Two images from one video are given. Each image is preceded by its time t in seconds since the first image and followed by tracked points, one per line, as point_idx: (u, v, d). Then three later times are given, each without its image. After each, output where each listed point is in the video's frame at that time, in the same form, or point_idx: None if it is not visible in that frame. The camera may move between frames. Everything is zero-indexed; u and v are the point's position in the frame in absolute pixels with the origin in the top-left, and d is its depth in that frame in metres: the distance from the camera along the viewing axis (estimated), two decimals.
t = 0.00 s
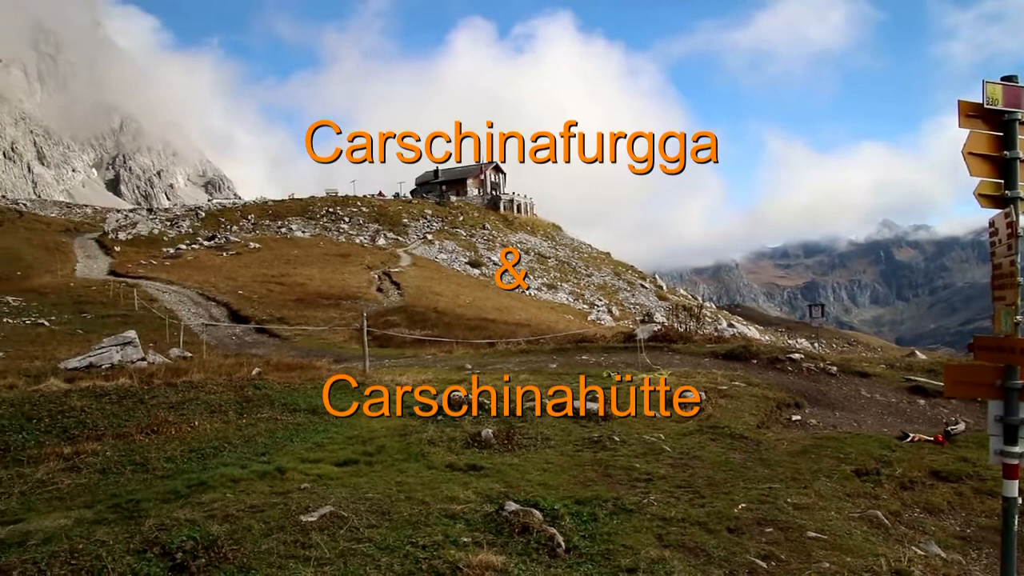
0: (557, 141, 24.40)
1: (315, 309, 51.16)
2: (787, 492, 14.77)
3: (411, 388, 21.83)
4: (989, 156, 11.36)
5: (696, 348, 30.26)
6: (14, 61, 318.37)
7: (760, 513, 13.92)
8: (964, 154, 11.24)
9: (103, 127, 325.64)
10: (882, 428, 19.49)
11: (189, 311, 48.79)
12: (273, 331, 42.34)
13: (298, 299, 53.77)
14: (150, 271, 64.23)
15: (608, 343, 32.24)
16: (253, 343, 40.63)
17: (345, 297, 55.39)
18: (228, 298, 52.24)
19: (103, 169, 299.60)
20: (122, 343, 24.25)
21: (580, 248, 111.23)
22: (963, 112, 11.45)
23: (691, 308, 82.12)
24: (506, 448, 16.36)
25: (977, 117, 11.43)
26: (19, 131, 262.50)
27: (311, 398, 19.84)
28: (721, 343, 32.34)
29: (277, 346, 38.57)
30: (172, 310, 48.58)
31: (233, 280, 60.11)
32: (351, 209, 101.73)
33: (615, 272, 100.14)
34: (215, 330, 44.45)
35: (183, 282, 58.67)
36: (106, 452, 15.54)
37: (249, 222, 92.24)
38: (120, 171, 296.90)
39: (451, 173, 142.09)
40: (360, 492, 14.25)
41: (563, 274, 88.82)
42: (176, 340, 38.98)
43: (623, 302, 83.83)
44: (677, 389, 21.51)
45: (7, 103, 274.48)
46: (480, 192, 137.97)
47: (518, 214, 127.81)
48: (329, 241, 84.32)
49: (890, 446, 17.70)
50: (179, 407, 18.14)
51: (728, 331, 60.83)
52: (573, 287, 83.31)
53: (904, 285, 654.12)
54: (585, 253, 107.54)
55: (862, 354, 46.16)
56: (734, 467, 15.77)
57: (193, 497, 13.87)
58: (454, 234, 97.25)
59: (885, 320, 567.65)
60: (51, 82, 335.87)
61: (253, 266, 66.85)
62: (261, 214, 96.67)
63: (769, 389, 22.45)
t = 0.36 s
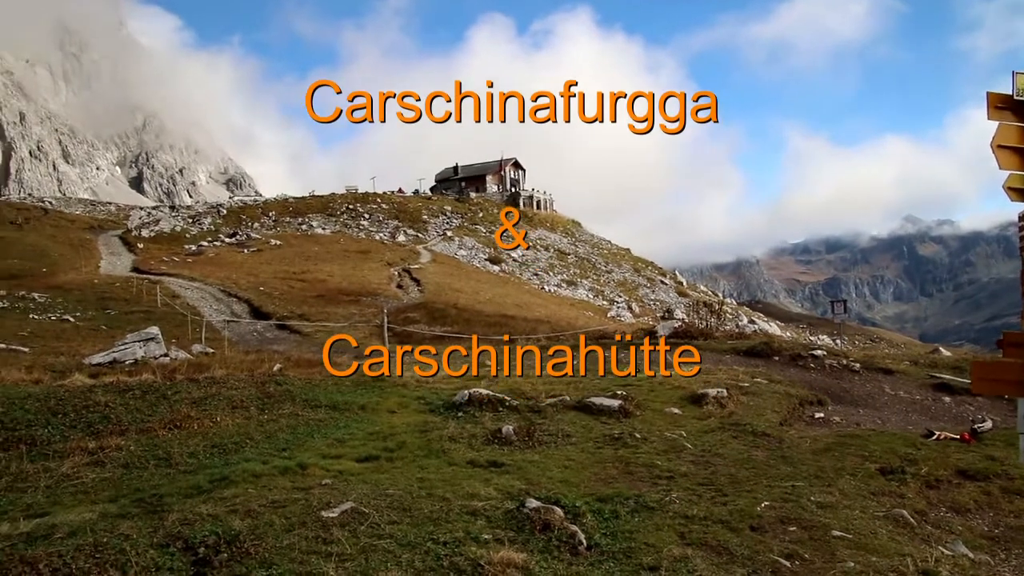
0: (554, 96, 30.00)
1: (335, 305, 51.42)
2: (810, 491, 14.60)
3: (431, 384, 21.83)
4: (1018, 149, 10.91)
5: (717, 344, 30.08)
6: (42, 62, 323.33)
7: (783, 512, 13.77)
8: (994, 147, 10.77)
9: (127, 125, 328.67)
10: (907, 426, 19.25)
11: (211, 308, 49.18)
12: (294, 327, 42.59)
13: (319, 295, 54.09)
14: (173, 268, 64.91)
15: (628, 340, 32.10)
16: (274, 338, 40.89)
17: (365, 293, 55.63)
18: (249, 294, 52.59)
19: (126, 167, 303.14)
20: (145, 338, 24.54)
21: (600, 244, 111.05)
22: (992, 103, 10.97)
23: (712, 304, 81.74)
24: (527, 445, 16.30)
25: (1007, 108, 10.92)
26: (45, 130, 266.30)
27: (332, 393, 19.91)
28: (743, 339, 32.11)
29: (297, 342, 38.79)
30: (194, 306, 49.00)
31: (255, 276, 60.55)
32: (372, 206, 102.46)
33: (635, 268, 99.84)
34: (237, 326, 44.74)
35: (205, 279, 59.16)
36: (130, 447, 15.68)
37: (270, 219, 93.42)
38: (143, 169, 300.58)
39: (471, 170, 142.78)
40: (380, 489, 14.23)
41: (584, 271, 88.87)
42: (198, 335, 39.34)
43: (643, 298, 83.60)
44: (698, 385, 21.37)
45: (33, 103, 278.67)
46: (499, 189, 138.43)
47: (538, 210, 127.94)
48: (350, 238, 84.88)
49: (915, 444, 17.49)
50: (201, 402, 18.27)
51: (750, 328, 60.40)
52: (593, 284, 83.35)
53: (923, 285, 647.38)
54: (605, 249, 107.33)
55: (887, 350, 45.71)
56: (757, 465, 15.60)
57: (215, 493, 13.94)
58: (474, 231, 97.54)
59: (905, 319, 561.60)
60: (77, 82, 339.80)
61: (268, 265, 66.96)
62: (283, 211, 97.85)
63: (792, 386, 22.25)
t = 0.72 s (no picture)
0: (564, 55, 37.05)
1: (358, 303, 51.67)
2: (835, 493, 14.45)
3: (452, 382, 21.88)
4: None
5: (740, 344, 29.91)
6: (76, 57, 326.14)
7: (807, 514, 13.64)
8: None
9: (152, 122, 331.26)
10: (933, 428, 19.02)
11: (235, 306, 49.62)
12: (315, 325, 42.88)
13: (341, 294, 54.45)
14: (197, 265, 65.77)
15: (650, 340, 31.97)
16: (297, 337, 41.21)
17: (386, 292, 55.87)
18: (272, 292, 53.03)
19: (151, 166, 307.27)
20: (170, 336, 24.98)
21: (622, 243, 110.89)
22: None
23: (735, 304, 81.32)
24: (549, 444, 16.27)
25: None
26: (72, 129, 270.43)
27: (354, 391, 20.00)
28: (766, 340, 31.90)
29: (320, 340, 39.06)
30: (218, 304, 49.44)
31: (277, 275, 61.15)
32: (394, 205, 103.38)
33: (657, 268, 99.43)
34: (261, 323, 45.08)
35: (228, 277, 59.76)
36: (155, 443, 15.83)
37: (293, 218, 96.16)
38: (167, 169, 304.88)
39: (493, 169, 143.47)
40: (402, 486, 14.26)
41: (605, 270, 89.08)
42: (222, 333, 39.82)
43: (665, 298, 83.33)
44: (721, 385, 21.25)
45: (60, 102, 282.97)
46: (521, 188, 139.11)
47: (560, 209, 128.15)
48: (372, 236, 85.55)
49: (942, 447, 17.27)
50: (225, 400, 18.43)
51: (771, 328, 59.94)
52: (614, 283, 83.42)
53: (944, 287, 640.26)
54: (628, 249, 107.08)
55: (916, 353, 45.15)
56: (780, 466, 15.48)
57: (239, 489, 14.02)
58: (496, 229, 97.88)
59: (926, 320, 555.51)
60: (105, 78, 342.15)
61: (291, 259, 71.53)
62: (306, 210, 99.85)
63: (815, 387, 22.11)
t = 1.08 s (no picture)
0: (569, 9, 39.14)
1: (381, 302, 51.85)
2: (861, 494, 14.30)
3: (476, 381, 21.94)
4: None
5: (764, 344, 29.74)
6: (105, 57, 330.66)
7: (833, 515, 13.53)
8: None
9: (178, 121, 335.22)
10: (961, 430, 18.78)
11: (259, 303, 50.08)
12: (339, 323, 43.16)
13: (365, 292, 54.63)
14: (222, 263, 66.62)
15: (674, 339, 31.83)
16: (321, 334, 41.49)
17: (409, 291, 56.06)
18: (295, 290, 53.39)
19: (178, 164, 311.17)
20: (196, 333, 25.33)
21: (645, 242, 110.44)
22: None
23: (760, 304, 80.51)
24: (573, 443, 16.25)
25: None
26: (99, 129, 274.36)
27: (379, 389, 20.11)
28: (791, 340, 31.67)
29: (344, 338, 39.28)
30: (243, 302, 49.92)
31: (301, 273, 61.73)
32: (417, 203, 104.28)
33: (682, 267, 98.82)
34: (284, 322, 45.35)
35: (253, 275, 60.33)
36: (181, 439, 16.00)
37: (317, 216, 96.71)
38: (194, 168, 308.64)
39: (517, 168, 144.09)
40: (427, 484, 14.30)
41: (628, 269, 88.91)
42: (247, 330, 40.25)
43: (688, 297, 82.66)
44: (746, 385, 21.14)
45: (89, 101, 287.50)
46: (544, 187, 139.63)
47: (582, 208, 128.19)
48: (395, 235, 86.27)
49: (970, 449, 17.05)
50: (250, 396, 18.60)
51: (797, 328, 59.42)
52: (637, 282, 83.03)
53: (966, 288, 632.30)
54: (651, 248, 106.78)
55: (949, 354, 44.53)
56: (806, 467, 15.35)
57: (264, 485, 14.13)
58: (519, 228, 98.37)
59: (951, 320, 547.31)
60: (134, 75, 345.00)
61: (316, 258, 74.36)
62: (330, 209, 101.18)
63: (841, 387, 21.91)
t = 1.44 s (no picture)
0: None
1: (402, 299, 51.96)
2: (885, 495, 14.15)
3: (497, 378, 21.98)
4: None
5: (787, 343, 29.54)
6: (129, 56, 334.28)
7: (856, 516, 13.39)
8: None
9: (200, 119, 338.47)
10: (987, 431, 18.57)
11: (282, 300, 50.47)
12: (360, 320, 43.40)
13: (386, 290, 54.77)
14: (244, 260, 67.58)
15: (695, 338, 31.65)
16: (341, 331, 41.75)
17: (430, 288, 56.24)
18: (317, 288, 53.65)
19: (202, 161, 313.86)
20: (218, 330, 25.66)
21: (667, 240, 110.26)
22: None
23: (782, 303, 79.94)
24: (594, 441, 16.24)
25: None
26: (125, 126, 277.18)
27: (400, 386, 20.21)
28: (814, 339, 31.44)
29: (365, 335, 39.49)
30: (265, 298, 50.32)
31: (323, 270, 62.34)
32: (439, 202, 105.50)
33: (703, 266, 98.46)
34: (306, 318, 45.65)
35: (275, 271, 60.85)
36: (204, 434, 16.16)
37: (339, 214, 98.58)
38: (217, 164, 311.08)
39: (537, 165, 144.76)
40: (448, 481, 14.33)
41: (649, 267, 88.92)
42: (269, 326, 40.67)
43: (710, 296, 82.43)
44: (768, 385, 21.02)
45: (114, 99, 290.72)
46: (565, 185, 140.23)
47: (604, 206, 128.40)
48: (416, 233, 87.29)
49: (996, 451, 16.85)
50: (272, 392, 18.73)
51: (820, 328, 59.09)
52: (659, 280, 83.38)
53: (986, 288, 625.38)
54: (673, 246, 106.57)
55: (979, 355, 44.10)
56: (829, 467, 15.24)
57: (287, 480, 14.22)
58: (541, 225, 99.39)
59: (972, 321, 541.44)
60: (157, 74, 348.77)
61: (336, 255, 75.04)
62: (352, 206, 102.89)
63: (864, 387, 21.77)
